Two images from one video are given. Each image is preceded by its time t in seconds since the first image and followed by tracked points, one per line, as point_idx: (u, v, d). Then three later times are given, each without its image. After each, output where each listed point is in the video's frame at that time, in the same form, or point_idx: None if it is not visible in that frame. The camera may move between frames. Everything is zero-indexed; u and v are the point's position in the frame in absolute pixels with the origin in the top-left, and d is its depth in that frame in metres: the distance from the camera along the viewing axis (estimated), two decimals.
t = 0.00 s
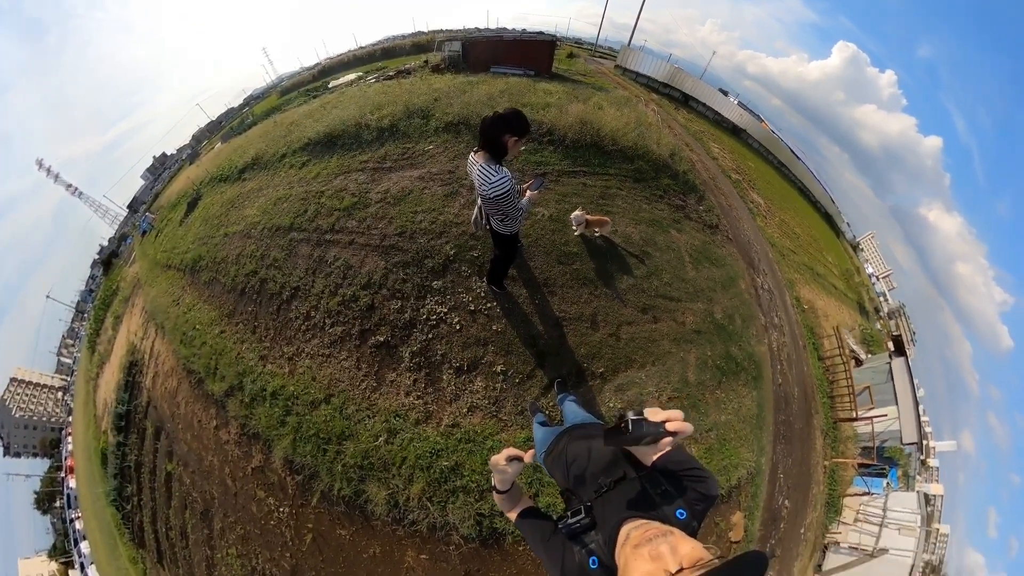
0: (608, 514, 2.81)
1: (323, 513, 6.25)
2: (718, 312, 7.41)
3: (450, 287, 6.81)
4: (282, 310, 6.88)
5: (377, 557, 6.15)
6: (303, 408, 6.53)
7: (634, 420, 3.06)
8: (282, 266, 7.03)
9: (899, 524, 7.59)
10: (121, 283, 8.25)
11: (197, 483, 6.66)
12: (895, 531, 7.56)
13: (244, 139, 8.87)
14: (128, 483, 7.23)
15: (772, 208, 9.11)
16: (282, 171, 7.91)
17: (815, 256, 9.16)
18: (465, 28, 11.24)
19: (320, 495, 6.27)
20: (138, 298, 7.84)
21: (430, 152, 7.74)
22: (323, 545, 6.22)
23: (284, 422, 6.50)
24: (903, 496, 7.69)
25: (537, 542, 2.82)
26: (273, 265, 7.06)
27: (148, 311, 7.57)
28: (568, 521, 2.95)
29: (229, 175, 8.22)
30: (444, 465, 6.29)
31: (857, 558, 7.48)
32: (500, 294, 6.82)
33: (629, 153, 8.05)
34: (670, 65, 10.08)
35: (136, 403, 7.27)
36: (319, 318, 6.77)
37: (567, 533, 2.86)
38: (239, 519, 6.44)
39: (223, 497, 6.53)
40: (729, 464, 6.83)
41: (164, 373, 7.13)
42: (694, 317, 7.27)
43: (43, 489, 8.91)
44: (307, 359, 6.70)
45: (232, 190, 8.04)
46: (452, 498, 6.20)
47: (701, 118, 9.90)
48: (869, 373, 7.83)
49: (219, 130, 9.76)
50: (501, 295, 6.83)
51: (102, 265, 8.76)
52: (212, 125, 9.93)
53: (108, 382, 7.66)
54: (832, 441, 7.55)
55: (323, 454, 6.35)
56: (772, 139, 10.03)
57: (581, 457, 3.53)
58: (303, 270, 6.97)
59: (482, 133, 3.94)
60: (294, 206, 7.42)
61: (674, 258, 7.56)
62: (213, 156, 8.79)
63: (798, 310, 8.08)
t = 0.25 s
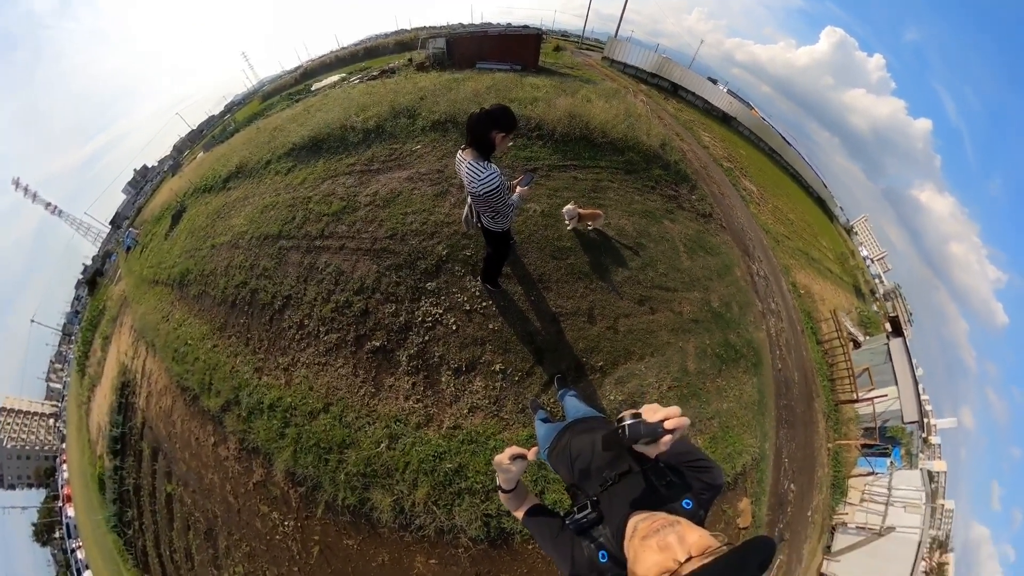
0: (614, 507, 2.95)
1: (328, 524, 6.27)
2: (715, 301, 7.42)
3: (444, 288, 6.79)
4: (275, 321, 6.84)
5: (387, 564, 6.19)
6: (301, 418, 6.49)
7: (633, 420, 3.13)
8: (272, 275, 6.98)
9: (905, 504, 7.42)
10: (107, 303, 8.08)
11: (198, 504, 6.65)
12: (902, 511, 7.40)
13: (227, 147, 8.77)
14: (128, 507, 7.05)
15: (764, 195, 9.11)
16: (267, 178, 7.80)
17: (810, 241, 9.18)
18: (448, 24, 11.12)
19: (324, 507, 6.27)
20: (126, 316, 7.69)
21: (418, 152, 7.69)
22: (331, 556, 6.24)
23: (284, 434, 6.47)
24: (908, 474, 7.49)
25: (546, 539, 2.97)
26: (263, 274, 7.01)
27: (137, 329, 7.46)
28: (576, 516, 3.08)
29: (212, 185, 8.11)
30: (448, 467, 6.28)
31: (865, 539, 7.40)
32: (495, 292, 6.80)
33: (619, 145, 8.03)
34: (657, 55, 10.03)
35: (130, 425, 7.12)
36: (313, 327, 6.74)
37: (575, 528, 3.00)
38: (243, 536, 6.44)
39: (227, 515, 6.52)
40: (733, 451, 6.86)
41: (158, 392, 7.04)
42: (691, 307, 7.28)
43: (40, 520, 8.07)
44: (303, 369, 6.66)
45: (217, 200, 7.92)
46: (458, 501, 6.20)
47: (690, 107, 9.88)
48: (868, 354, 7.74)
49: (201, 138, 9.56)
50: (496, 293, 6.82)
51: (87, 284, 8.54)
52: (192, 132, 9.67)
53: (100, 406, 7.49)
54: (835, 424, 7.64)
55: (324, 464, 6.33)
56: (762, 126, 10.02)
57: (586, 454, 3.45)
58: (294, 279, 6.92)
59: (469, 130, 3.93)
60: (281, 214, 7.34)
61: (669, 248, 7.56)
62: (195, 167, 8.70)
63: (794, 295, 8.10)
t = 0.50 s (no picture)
0: (623, 497, 2.97)
1: (335, 536, 6.23)
2: (712, 290, 7.43)
3: (439, 290, 6.78)
4: (269, 332, 6.78)
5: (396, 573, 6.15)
6: (301, 430, 6.43)
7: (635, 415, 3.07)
8: (264, 286, 6.92)
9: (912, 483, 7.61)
10: (94, 325, 7.98)
11: (201, 525, 6.59)
12: (909, 489, 7.59)
13: (211, 157, 8.70)
14: (128, 532, 7.04)
15: (757, 182, 9.13)
16: (254, 188, 7.76)
17: (804, 227, 9.20)
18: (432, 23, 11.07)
19: (330, 519, 6.23)
20: (115, 336, 7.62)
21: (407, 154, 7.67)
22: (339, 568, 6.21)
23: (284, 447, 6.41)
24: (913, 453, 7.70)
25: (559, 535, 3.08)
26: (255, 285, 6.95)
27: (127, 349, 7.38)
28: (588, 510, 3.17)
29: (196, 198, 8.06)
30: (454, 470, 6.26)
31: (875, 519, 7.52)
32: (491, 292, 6.80)
33: (609, 139, 8.02)
34: (644, 48, 10.03)
35: (125, 448, 7.10)
36: (308, 337, 6.69)
37: (586, 522, 3.07)
38: (248, 555, 6.39)
39: (231, 535, 6.46)
40: (738, 439, 6.87)
41: (152, 412, 6.97)
42: (689, 297, 7.29)
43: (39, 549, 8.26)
44: (300, 380, 6.61)
45: (204, 212, 7.88)
46: (465, 504, 6.19)
47: (680, 98, 9.88)
48: (868, 337, 7.91)
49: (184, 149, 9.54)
50: (492, 293, 6.82)
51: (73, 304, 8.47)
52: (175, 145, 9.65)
53: (93, 430, 7.43)
54: (838, 407, 7.71)
55: (327, 475, 6.29)
56: (752, 115, 10.06)
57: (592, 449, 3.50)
58: (285, 288, 6.87)
59: (458, 129, 3.93)
60: (269, 224, 7.29)
61: (663, 240, 7.57)
62: (180, 177, 8.61)
63: (791, 282, 8.13)
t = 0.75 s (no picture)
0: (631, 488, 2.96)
1: (345, 546, 6.17)
2: (708, 277, 7.42)
3: (433, 291, 6.74)
4: (262, 343, 6.69)
5: None
6: (302, 441, 6.36)
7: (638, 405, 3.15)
8: (254, 297, 6.84)
9: (915, 458, 7.59)
10: (81, 351, 7.83)
11: (207, 546, 6.50)
12: (913, 465, 7.57)
13: (191, 167, 8.61)
14: (134, 560, 6.91)
15: (748, 167, 9.11)
16: (238, 196, 7.69)
17: (797, 210, 9.20)
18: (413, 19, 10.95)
19: (338, 530, 6.17)
20: (104, 360, 7.48)
21: (393, 153, 7.61)
22: None
23: (285, 460, 6.33)
24: (915, 429, 7.68)
25: (570, 529, 3.10)
26: (244, 297, 6.87)
27: (116, 372, 7.26)
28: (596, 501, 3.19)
29: (178, 212, 7.97)
30: (460, 471, 6.24)
31: (880, 496, 7.53)
32: (486, 289, 6.77)
33: (598, 129, 7.98)
34: (630, 36, 9.96)
35: (123, 475, 6.95)
36: (302, 346, 6.61)
37: (596, 514, 3.11)
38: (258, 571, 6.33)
39: (238, 553, 6.39)
40: (742, 424, 6.87)
41: (148, 435, 6.86)
42: (685, 285, 7.28)
43: None
44: (298, 391, 6.53)
45: (187, 225, 7.80)
46: (473, 505, 6.16)
47: (668, 85, 9.84)
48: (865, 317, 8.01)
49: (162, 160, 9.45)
50: (487, 290, 6.78)
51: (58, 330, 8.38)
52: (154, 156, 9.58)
53: (89, 458, 7.29)
54: (838, 387, 7.73)
55: (332, 485, 6.23)
56: (741, 99, 10.01)
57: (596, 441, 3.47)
58: (275, 298, 6.79)
59: (445, 124, 3.89)
60: (256, 234, 7.21)
61: (657, 228, 7.54)
62: (160, 190, 8.51)
63: (786, 265, 8.15)
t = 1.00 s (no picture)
0: (638, 477, 3.03)
1: (355, 555, 6.17)
2: (702, 261, 7.39)
3: (426, 290, 6.68)
4: (254, 356, 6.58)
5: None
6: (304, 453, 6.29)
7: (639, 393, 3.12)
8: (242, 310, 6.72)
9: (913, 431, 7.67)
10: (69, 384, 7.67)
11: (216, 568, 6.41)
12: (912, 438, 7.64)
13: (167, 179, 8.35)
14: None
15: (738, 149, 9.06)
16: (218, 207, 7.49)
17: (788, 191, 9.18)
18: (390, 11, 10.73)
19: (348, 539, 6.16)
20: (93, 388, 7.33)
21: (376, 151, 7.49)
22: None
23: (288, 474, 6.27)
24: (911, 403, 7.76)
25: (580, 520, 3.16)
26: (232, 310, 6.74)
27: (107, 399, 7.10)
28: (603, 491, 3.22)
29: (157, 227, 7.75)
30: (465, 469, 6.22)
31: (881, 470, 7.60)
32: (479, 284, 6.72)
33: (584, 116, 7.90)
34: (614, 20, 9.81)
35: (124, 505, 6.81)
36: (295, 356, 6.51)
37: (604, 505, 3.16)
38: None
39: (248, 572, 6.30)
40: (742, 406, 6.89)
41: (146, 461, 6.72)
42: (680, 270, 7.25)
43: None
44: (294, 404, 6.44)
45: (167, 240, 7.59)
46: (481, 503, 6.16)
47: (655, 69, 9.74)
48: (859, 294, 7.99)
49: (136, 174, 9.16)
50: (480, 286, 6.73)
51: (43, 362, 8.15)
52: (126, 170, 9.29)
53: (88, 489, 7.15)
54: (836, 364, 7.81)
55: (337, 494, 6.19)
56: (729, 81, 9.91)
57: (598, 431, 3.46)
58: (264, 309, 6.68)
59: (428, 118, 3.84)
60: (239, 244, 7.04)
61: (648, 214, 7.49)
62: (135, 208, 8.24)
63: (779, 246, 8.14)
